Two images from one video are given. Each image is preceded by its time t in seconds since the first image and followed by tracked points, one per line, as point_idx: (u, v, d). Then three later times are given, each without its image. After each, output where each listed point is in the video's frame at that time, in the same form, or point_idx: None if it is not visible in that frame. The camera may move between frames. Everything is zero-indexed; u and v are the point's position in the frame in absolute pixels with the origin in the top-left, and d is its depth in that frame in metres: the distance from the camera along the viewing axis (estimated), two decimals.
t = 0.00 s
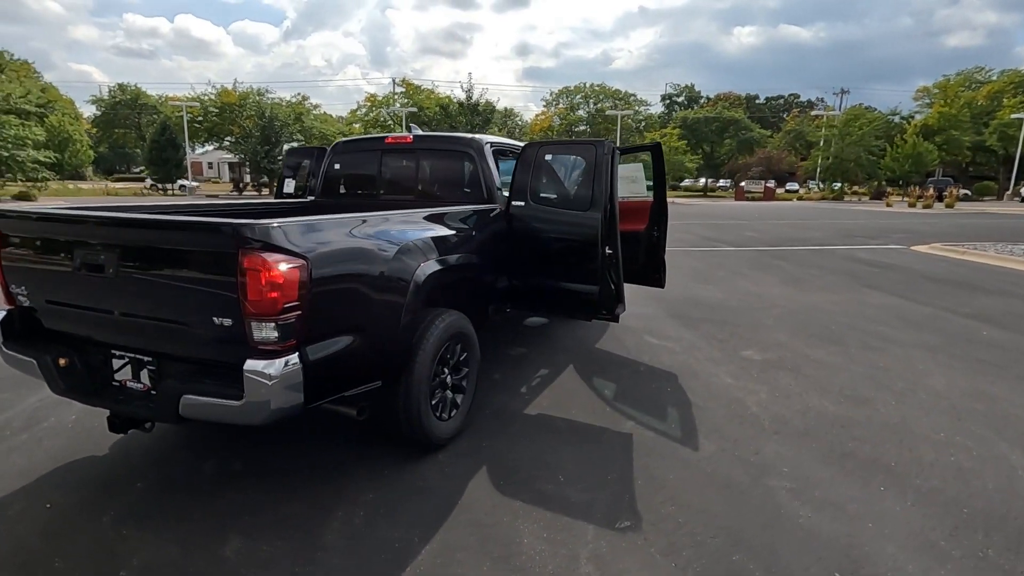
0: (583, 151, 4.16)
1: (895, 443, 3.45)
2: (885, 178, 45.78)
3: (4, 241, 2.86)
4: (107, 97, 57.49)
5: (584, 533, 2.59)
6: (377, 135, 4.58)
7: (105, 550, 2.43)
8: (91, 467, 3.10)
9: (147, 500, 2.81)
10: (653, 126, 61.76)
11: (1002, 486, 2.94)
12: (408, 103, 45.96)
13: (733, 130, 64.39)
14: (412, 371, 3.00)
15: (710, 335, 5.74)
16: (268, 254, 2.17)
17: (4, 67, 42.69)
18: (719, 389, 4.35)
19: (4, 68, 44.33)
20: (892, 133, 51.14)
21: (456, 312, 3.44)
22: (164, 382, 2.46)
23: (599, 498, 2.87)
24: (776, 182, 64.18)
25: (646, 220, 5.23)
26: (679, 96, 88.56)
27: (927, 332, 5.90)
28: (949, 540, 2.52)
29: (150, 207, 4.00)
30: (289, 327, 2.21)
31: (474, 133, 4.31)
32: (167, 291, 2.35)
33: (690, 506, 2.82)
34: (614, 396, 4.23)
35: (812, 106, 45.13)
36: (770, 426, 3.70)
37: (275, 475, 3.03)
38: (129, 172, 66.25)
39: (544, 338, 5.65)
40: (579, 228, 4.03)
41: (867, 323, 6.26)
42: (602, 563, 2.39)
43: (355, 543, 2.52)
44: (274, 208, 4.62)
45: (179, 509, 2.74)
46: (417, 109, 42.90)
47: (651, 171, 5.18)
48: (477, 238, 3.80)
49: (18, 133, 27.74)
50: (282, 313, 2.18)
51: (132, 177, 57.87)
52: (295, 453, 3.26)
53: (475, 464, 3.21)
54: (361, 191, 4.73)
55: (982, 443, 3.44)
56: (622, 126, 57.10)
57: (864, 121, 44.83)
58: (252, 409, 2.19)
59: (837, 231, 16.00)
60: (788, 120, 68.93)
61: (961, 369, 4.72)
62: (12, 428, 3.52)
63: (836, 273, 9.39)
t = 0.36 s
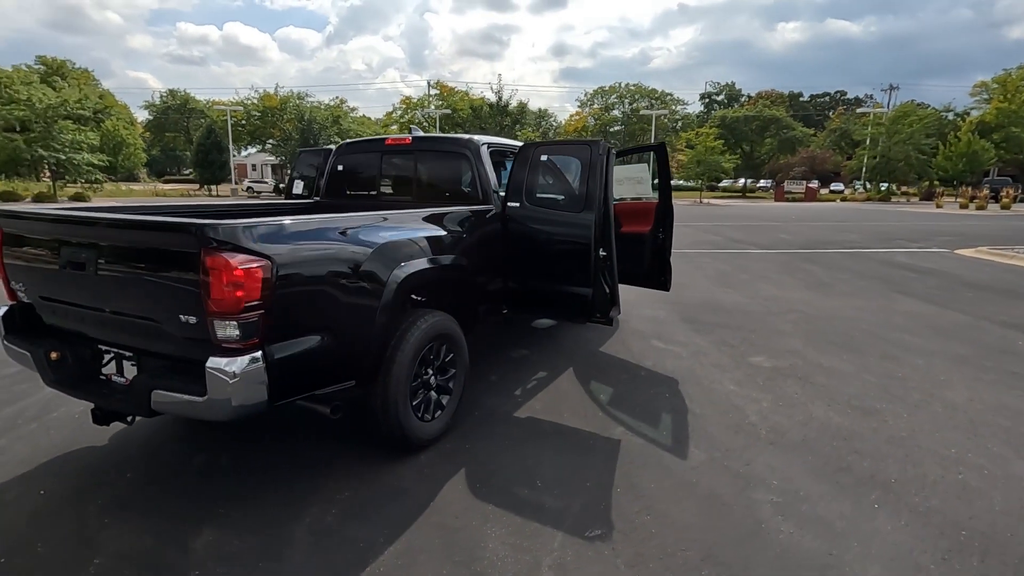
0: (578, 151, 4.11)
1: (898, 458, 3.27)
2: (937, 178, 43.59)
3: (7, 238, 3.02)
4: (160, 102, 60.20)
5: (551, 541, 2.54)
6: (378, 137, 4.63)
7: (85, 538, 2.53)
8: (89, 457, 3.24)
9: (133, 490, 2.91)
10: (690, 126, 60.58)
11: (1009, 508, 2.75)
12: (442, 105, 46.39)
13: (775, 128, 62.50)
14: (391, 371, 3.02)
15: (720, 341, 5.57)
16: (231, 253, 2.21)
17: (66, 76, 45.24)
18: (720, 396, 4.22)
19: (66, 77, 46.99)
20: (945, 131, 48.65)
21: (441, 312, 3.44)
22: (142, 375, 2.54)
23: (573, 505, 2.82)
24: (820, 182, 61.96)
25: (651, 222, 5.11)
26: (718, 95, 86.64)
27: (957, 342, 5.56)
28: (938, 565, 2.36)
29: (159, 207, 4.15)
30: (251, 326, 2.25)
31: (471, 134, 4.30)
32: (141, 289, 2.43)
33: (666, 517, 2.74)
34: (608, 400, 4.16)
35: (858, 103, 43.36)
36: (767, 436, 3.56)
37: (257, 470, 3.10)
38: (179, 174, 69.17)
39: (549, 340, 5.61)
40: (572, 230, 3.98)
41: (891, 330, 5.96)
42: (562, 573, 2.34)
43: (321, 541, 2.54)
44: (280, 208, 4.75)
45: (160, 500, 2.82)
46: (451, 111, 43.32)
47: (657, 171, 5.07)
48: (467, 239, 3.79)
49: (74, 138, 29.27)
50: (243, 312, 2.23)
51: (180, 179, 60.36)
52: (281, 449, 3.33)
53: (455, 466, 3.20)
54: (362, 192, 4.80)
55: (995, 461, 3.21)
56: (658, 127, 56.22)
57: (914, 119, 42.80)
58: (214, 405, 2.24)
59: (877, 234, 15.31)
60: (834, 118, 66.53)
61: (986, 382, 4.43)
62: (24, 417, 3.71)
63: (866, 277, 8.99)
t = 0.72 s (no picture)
0: (575, 149, 4.01)
1: (904, 477, 3.05)
2: (993, 179, 41.24)
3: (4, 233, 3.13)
4: (206, 105, 62.51)
5: (516, 550, 2.46)
6: (378, 135, 4.63)
7: (61, 527, 2.59)
8: (82, 447, 3.33)
9: (116, 481, 2.97)
10: (728, 125, 59.14)
11: (1020, 537, 2.52)
12: (475, 106, 46.58)
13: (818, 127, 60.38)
14: (368, 371, 2.99)
15: (731, 347, 5.37)
16: (190, 251, 2.20)
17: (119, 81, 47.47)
18: (721, 405, 4.05)
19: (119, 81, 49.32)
20: (1004, 128, 45.99)
21: (426, 313, 3.39)
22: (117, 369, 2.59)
23: (546, 514, 2.73)
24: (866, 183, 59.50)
25: (657, 222, 4.95)
26: (759, 93, 84.32)
27: (992, 353, 5.19)
28: None
29: (163, 205, 4.25)
30: (210, 324, 2.25)
31: (469, 133, 4.25)
32: (114, 285, 2.47)
33: (641, 530, 2.62)
34: (603, 405, 4.04)
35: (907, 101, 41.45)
36: (764, 448, 3.39)
37: (237, 466, 3.12)
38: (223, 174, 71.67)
39: (553, 342, 5.51)
40: (566, 229, 3.89)
41: (918, 339, 5.62)
42: None
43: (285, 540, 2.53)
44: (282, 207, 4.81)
45: (139, 492, 2.87)
46: (484, 112, 43.47)
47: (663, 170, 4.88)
48: (458, 239, 3.73)
49: (123, 139, 30.56)
50: (202, 309, 2.22)
51: (224, 179, 62.46)
52: (264, 446, 3.35)
53: (433, 469, 3.15)
54: (364, 190, 4.82)
55: (1013, 484, 2.96)
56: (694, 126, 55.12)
57: (969, 116, 40.63)
58: (175, 402, 2.25)
59: (920, 237, 14.55)
60: (882, 116, 63.85)
61: (1017, 397, 4.11)
62: (32, 406, 3.86)
63: (901, 282, 8.53)
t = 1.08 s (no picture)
0: (568, 149, 3.93)
1: (905, 500, 2.85)
2: None
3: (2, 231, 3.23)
4: (247, 106, 64.46)
5: (476, 562, 2.39)
6: (376, 136, 4.63)
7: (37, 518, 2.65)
8: (74, 440, 3.42)
9: (99, 474, 3.03)
10: (766, 124, 57.53)
11: None
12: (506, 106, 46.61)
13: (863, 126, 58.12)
14: (342, 372, 2.96)
15: (740, 355, 5.16)
16: (149, 251, 2.22)
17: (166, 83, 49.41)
18: (719, 416, 3.88)
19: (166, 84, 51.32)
20: None
21: (407, 315, 3.35)
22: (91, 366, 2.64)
23: (514, 525, 2.65)
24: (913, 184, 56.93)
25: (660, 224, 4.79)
26: (800, 91, 81.78)
27: None
28: None
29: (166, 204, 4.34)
30: (169, 323, 2.26)
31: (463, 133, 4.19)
32: (87, 283, 2.51)
33: (611, 546, 2.51)
34: (594, 413, 3.92)
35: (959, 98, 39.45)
36: (757, 464, 3.22)
37: (216, 464, 3.15)
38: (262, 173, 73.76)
39: (555, 346, 5.40)
40: (559, 229, 3.81)
41: (944, 351, 5.29)
42: None
43: (249, 540, 2.53)
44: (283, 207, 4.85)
45: (118, 487, 2.92)
46: (515, 112, 43.45)
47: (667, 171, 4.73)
48: (446, 240, 3.68)
49: (165, 139, 31.74)
50: (161, 308, 2.24)
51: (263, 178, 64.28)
52: (246, 444, 3.37)
53: (408, 473, 3.10)
54: (362, 191, 4.81)
55: None
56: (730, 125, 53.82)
57: None
58: (134, 401, 2.28)
59: (964, 241, 13.79)
60: (932, 114, 61.04)
61: None
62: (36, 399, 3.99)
63: (935, 289, 8.08)
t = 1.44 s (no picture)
0: (551, 147, 3.82)
1: (888, 521, 2.66)
2: None
3: None
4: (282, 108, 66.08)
5: (421, 569, 2.34)
6: (368, 134, 4.62)
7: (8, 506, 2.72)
8: (61, 430, 3.51)
9: (75, 465, 3.10)
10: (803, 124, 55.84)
11: None
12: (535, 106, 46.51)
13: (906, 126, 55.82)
14: (307, 371, 2.95)
15: (740, 362, 4.97)
16: (100, 247, 2.24)
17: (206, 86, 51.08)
18: (706, 425, 3.73)
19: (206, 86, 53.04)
20: None
21: (380, 314, 3.32)
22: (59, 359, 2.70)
23: (469, 532, 2.59)
24: (961, 186, 54.35)
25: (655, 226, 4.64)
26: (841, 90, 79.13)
27: None
28: None
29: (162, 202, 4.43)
30: (120, 318, 2.29)
31: (450, 132, 4.14)
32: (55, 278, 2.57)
33: (565, 558, 2.42)
34: (576, 418, 3.82)
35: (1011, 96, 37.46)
36: (736, 477, 3.07)
37: (189, 459, 3.18)
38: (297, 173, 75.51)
39: (550, 349, 5.31)
40: (540, 229, 3.73)
41: (963, 362, 4.98)
42: None
43: (202, 536, 2.54)
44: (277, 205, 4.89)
45: (91, 478, 2.98)
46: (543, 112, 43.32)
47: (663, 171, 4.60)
48: (427, 240, 3.62)
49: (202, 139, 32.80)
50: (111, 304, 2.26)
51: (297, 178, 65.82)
52: (222, 439, 3.40)
53: (374, 475, 3.07)
54: (355, 189, 4.82)
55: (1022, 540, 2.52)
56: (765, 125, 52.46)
57: None
58: (87, 394, 2.31)
59: (1007, 247, 13.05)
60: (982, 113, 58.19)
61: None
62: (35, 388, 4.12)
63: (965, 297, 7.65)
